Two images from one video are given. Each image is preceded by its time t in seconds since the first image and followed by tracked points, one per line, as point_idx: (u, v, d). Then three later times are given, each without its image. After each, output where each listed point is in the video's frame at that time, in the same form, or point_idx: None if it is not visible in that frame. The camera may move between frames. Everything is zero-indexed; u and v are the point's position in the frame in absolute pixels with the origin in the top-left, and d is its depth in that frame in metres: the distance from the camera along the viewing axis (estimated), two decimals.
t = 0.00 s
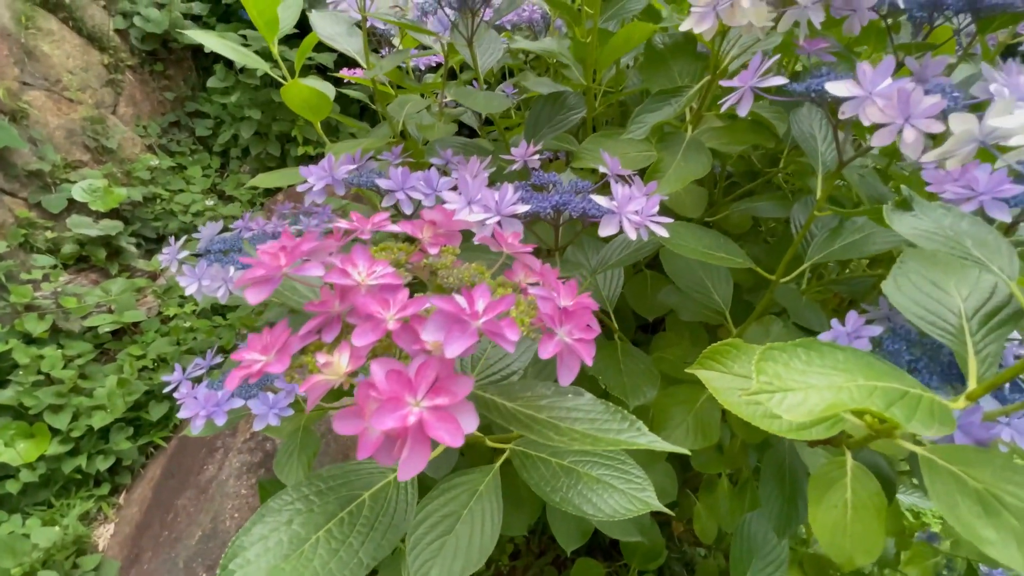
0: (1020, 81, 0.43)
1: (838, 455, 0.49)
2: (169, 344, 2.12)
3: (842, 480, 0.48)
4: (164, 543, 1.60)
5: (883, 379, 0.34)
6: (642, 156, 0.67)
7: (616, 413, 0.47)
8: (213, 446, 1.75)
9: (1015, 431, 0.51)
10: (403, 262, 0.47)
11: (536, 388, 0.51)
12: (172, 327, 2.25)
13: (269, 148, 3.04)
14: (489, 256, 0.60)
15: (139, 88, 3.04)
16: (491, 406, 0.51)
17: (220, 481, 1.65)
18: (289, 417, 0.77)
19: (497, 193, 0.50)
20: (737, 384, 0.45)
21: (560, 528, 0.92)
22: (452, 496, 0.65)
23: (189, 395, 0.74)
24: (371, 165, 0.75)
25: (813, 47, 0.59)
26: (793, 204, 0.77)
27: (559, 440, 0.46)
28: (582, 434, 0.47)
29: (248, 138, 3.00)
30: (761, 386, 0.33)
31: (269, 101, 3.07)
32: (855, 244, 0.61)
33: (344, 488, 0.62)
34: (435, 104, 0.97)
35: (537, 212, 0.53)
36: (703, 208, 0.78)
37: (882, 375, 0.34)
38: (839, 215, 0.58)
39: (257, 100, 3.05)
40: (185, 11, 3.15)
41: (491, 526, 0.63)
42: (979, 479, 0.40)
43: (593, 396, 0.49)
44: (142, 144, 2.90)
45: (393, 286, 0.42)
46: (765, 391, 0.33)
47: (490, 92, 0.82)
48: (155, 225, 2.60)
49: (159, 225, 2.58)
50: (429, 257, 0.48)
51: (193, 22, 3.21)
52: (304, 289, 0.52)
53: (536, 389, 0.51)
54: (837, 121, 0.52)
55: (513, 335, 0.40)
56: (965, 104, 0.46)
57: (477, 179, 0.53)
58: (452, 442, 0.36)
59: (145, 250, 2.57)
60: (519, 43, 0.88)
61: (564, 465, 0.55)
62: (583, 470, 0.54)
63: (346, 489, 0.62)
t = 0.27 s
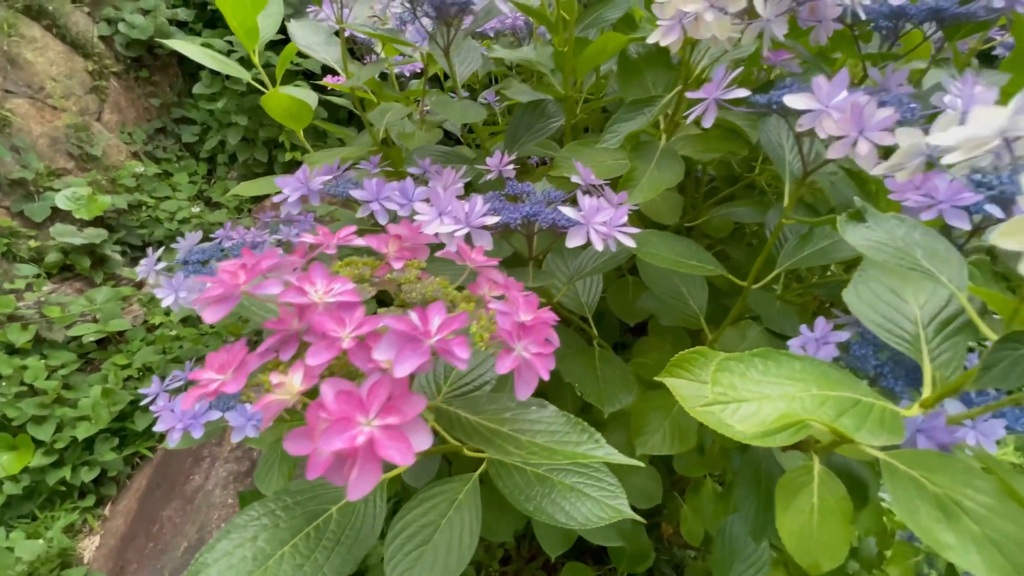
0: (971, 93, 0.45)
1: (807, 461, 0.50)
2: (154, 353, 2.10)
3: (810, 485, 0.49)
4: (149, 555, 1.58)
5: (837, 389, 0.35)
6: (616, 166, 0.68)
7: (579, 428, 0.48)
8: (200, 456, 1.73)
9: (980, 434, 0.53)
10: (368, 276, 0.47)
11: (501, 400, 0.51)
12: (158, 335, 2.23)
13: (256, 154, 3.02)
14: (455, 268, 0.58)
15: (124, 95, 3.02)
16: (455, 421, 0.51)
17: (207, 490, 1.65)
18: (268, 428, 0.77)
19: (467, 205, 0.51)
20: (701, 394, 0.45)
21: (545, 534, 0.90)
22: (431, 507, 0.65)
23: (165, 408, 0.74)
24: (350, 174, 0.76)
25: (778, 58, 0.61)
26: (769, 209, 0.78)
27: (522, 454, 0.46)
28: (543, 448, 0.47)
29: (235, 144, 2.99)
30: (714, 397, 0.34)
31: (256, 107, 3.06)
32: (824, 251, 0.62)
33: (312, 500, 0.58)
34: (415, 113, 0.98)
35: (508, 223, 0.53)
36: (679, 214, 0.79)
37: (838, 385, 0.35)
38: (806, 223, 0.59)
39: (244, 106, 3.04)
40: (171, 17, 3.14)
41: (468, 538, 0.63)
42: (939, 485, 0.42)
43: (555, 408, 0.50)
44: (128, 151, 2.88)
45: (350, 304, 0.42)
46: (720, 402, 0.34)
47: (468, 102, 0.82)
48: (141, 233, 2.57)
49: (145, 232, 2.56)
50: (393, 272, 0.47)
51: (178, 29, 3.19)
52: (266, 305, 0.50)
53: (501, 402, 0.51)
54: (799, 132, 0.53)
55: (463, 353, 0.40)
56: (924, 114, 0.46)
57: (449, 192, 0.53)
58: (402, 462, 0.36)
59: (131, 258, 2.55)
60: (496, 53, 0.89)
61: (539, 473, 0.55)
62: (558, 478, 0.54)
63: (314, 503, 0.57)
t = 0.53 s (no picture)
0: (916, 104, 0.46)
1: (771, 465, 0.51)
2: (137, 364, 2.07)
3: (774, 488, 0.49)
4: (132, 569, 1.56)
5: (786, 397, 0.35)
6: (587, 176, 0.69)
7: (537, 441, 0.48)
8: (183, 467, 1.71)
9: (941, 435, 0.54)
10: (327, 292, 0.45)
11: (461, 412, 0.51)
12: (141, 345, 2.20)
13: (240, 161, 3.00)
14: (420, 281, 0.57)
15: (105, 103, 2.98)
16: (414, 436, 0.50)
17: (190, 502, 1.63)
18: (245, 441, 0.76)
19: (433, 218, 0.51)
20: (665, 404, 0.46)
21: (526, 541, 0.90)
22: (406, 518, 0.65)
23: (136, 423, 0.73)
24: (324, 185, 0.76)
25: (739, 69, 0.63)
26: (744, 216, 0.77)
27: (480, 468, 0.46)
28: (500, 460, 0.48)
29: (219, 151, 2.97)
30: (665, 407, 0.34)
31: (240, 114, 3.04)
32: (789, 258, 0.63)
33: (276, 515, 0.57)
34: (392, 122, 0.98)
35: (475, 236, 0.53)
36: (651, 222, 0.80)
37: (788, 393, 0.36)
38: (769, 232, 0.60)
39: (227, 113, 3.01)
40: (152, 25, 3.11)
41: (443, 547, 0.63)
42: (895, 487, 0.43)
43: (512, 421, 0.50)
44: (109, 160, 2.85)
45: (300, 322, 0.40)
46: (671, 411, 0.34)
47: (442, 112, 0.82)
48: (123, 242, 2.54)
49: (127, 241, 2.53)
50: (354, 287, 0.46)
51: (160, 36, 3.16)
52: (219, 322, 0.47)
53: (460, 414, 0.51)
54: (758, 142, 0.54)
55: (409, 370, 0.38)
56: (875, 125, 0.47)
57: (416, 204, 0.54)
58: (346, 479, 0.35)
59: (113, 267, 2.52)
60: (472, 63, 0.90)
61: (510, 482, 0.55)
62: (528, 487, 0.54)
63: (276, 518, 0.56)
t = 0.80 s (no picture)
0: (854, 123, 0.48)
1: (728, 473, 0.52)
2: (116, 378, 2.04)
3: (730, 495, 0.50)
4: None
5: (726, 410, 0.37)
6: (552, 190, 0.70)
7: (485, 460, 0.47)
8: (163, 482, 1.68)
9: (893, 440, 0.55)
10: (280, 315, 0.44)
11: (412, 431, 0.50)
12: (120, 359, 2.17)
13: (222, 171, 2.98)
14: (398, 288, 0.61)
15: (83, 114, 2.95)
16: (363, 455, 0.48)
17: (171, 518, 1.61)
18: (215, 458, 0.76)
19: (393, 234, 0.52)
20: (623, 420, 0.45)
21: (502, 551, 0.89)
22: (377, 531, 0.65)
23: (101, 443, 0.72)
24: (293, 200, 0.76)
25: (695, 87, 0.65)
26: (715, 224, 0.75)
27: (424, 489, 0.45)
28: (446, 480, 0.46)
29: (200, 161, 2.94)
30: (608, 422, 0.35)
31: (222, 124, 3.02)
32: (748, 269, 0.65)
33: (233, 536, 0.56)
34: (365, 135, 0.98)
35: (436, 252, 0.54)
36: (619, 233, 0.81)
37: (729, 407, 0.37)
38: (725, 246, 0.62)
39: (209, 123, 2.99)
40: (132, 35, 3.08)
41: (414, 561, 0.63)
42: (842, 493, 0.44)
43: (463, 437, 0.48)
44: (88, 171, 2.81)
45: (247, 348, 0.39)
46: (613, 426, 0.35)
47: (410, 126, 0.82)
48: (102, 254, 2.51)
49: (106, 253, 2.50)
50: (306, 309, 0.45)
51: (140, 46, 3.14)
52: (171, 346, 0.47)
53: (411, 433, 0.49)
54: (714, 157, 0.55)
55: (346, 398, 0.37)
56: (818, 141, 0.49)
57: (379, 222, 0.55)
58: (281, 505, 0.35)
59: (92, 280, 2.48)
60: (444, 78, 0.90)
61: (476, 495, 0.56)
62: (493, 499, 0.55)
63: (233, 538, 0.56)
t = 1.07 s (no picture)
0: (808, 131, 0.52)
1: (687, 477, 0.53)
2: (93, 392, 2.01)
3: (688, 500, 0.51)
4: None
5: (670, 418, 0.38)
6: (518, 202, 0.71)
7: (436, 473, 0.43)
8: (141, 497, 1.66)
9: (847, 442, 0.57)
10: (232, 331, 0.44)
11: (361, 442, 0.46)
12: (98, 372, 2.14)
13: (203, 180, 2.95)
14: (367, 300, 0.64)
15: (60, 124, 2.91)
16: (311, 474, 0.45)
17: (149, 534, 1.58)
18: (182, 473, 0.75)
19: (351, 248, 0.52)
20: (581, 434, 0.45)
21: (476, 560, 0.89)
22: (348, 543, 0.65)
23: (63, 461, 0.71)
24: (262, 213, 0.76)
25: (651, 100, 0.70)
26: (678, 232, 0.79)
27: (369, 509, 0.41)
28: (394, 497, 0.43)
29: (180, 171, 2.91)
30: (553, 432, 0.36)
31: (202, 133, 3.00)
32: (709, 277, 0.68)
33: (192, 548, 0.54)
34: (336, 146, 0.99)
35: (396, 266, 0.54)
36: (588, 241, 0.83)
37: (672, 415, 0.38)
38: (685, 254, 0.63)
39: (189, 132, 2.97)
40: (110, 44, 3.05)
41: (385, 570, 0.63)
42: (792, 497, 0.45)
43: (415, 451, 0.44)
44: (65, 182, 2.78)
45: (190, 366, 0.38)
46: (558, 436, 0.36)
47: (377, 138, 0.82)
48: (79, 265, 2.47)
49: (84, 265, 2.46)
50: (257, 325, 0.45)
51: (119, 55, 3.11)
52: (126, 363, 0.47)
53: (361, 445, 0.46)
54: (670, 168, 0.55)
55: (280, 416, 0.36)
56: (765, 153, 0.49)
57: (339, 235, 0.55)
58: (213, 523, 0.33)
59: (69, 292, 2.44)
60: (413, 89, 0.90)
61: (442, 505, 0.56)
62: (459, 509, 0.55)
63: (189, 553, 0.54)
